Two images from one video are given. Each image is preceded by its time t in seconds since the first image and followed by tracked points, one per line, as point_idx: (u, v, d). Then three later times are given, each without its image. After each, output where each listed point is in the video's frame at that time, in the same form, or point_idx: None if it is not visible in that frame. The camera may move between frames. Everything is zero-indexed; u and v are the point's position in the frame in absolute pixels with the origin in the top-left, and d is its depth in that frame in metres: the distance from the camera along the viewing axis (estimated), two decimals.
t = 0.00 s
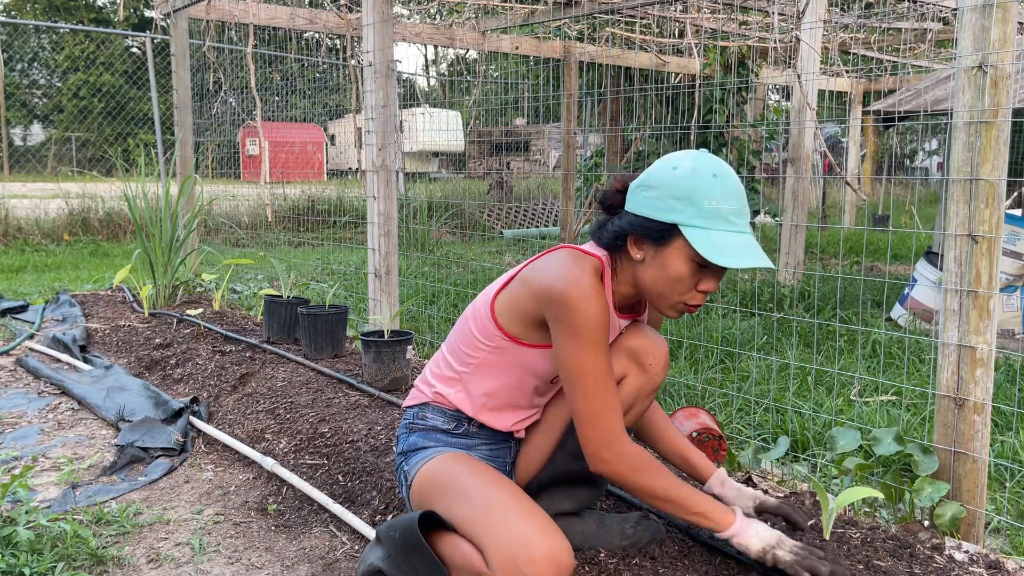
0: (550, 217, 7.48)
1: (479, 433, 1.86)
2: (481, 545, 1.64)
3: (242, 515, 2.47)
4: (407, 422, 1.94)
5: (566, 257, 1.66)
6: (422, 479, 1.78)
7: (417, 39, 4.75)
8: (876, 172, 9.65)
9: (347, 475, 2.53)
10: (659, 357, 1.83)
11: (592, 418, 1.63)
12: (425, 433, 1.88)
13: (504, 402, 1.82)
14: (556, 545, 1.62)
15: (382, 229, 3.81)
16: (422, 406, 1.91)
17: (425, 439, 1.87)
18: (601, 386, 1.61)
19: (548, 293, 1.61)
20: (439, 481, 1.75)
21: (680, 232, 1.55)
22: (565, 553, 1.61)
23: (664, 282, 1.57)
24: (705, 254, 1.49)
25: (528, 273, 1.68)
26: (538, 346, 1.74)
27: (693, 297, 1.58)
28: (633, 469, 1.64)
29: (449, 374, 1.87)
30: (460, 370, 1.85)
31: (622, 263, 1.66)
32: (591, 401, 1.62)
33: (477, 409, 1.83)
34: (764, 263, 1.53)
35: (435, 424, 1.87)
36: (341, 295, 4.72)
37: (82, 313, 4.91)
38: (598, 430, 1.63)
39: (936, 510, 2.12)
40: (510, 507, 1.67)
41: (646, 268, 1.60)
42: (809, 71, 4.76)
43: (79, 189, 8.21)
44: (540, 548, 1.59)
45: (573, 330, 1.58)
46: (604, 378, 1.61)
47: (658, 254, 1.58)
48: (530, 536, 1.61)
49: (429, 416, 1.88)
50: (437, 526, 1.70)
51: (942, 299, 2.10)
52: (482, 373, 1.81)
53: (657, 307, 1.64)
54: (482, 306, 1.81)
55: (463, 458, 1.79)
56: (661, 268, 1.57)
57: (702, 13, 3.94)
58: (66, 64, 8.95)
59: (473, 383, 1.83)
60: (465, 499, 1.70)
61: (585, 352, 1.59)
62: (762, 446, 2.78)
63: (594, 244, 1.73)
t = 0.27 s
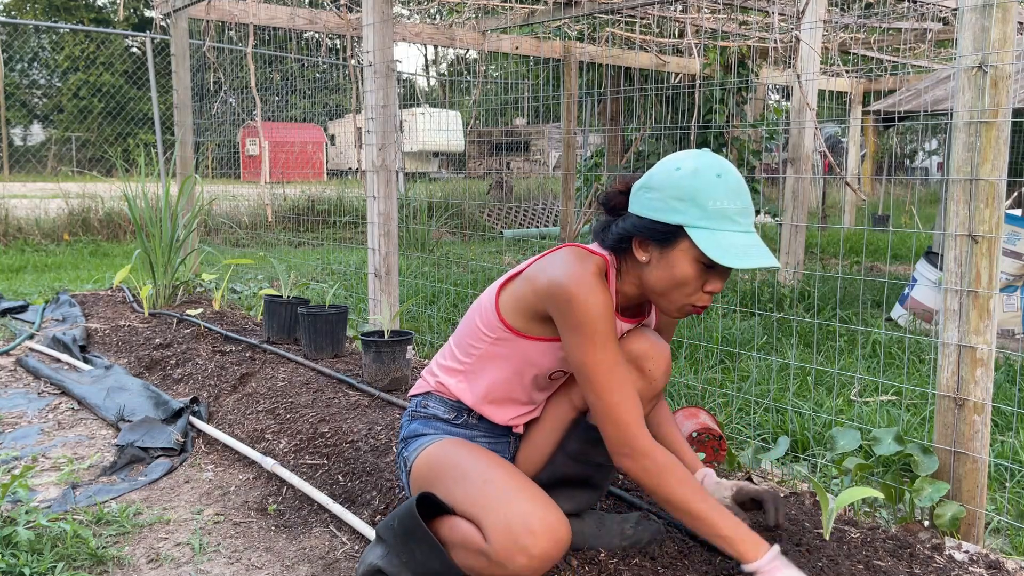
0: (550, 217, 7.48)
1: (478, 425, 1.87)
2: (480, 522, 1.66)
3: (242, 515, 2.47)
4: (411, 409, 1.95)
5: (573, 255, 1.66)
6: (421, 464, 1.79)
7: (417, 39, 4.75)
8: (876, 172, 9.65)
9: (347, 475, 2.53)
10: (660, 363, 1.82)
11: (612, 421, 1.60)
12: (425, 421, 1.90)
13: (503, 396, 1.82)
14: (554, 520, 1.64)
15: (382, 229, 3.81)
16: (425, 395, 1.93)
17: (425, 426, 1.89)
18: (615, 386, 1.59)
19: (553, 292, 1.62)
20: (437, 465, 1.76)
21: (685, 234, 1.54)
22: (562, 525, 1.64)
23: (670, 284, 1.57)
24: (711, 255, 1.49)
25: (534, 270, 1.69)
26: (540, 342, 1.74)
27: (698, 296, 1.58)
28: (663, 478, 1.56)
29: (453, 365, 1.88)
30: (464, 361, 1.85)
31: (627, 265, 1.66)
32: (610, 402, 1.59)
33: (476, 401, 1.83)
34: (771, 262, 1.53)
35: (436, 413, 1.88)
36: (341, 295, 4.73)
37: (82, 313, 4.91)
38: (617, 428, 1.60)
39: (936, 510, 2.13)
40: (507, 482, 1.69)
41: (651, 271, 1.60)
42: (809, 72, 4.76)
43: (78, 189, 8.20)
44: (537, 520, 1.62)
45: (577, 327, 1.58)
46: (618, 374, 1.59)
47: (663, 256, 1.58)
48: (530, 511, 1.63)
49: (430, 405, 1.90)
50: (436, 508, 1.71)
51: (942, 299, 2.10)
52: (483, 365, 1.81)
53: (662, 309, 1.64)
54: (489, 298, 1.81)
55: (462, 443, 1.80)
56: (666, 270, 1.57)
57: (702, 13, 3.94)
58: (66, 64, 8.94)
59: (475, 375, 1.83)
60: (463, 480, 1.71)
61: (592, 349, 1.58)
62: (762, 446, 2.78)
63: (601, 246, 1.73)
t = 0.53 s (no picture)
0: (550, 217, 7.48)
1: (481, 421, 1.88)
2: (471, 504, 1.68)
3: (242, 515, 2.47)
4: (418, 403, 1.97)
5: (579, 257, 1.66)
6: (420, 455, 1.82)
7: (417, 39, 4.75)
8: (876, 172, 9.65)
9: (347, 475, 2.53)
10: (664, 366, 1.81)
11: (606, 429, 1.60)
12: (430, 414, 1.92)
13: (506, 394, 1.82)
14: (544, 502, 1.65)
15: (382, 229, 3.82)
16: (431, 389, 1.95)
17: (428, 420, 1.91)
18: (612, 393, 1.59)
19: (557, 295, 1.62)
20: (432, 455, 1.79)
21: (700, 244, 1.55)
22: (549, 503, 1.65)
23: (683, 294, 1.57)
24: (728, 268, 1.49)
25: (540, 271, 1.69)
26: (544, 343, 1.74)
27: (708, 306, 1.59)
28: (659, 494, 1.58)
29: (459, 360, 1.89)
30: (469, 357, 1.86)
31: (637, 271, 1.66)
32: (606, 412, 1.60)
33: (479, 398, 1.83)
34: (785, 275, 1.54)
35: (440, 407, 1.90)
36: (341, 295, 4.73)
37: (82, 313, 4.91)
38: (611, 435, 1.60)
39: (936, 510, 2.13)
40: (497, 463, 1.71)
41: (662, 279, 1.60)
42: (809, 72, 4.76)
43: (78, 189, 8.20)
44: (522, 496, 1.63)
45: (579, 331, 1.57)
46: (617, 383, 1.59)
47: (676, 265, 1.57)
48: (514, 488, 1.65)
49: (435, 399, 1.92)
50: (431, 496, 1.74)
51: (942, 299, 2.10)
52: (488, 362, 1.82)
53: (670, 316, 1.65)
54: (497, 296, 1.82)
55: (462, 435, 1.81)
56: (678, 279, 1.57)
57: (702, 13, 3.94)
58: (66, 64, 8.93)
59: (479, 372, 1.84)
60: (454, 466, 1.74)
61: (592, 356, 1.58)
62: (762, 446, 2.78)
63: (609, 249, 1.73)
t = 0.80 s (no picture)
0: (550, 217, 7.48)
1: (481, 418, 1.88)
2: (470, 498, 1.69)
3: (242, 515, 2.47)
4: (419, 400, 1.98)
5: (576, 252, 1.67)
6: (420, 451, 1.82)
7: (417, 39, 4.75)
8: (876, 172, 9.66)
9: (347, 475, 2.53)
10: (664, 368, 1.82)
11: (573, 423, 1.62)
12: (431, 412, 1.92)
13: (504, 390, 1.83)
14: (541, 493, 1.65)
15: (382, 229, 3.82)
16: (433, 386, 1.95)
17: (430, 417, 1.91)
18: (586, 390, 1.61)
19: (549, 290, 1.62)
20: (431, 451, 1.79)
21: (702, 244, 1.54)
22: (546, 494, 1.65)
23: (686, 293, 1.57)
24: (731, 267, 1.49)
25: (537, 267, 1.69)
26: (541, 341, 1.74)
27: (711, 306, 1.58)
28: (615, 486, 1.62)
29: (460, 357, 1.90)
30: (470, 354, 1.87)
31: (640, 270, 1.66)
32: (576, 407, 1.62)
33: (479, 394, 1.84)
34: (787, 275, 1.54)
35: (441, 405, 1.90)
36: (341, 295, 4.73)
37: (82, 313, 4.91)
38: (580, 429, 1.62)
39: (936, 510, 2.13)
40: (495, 456, 1.72)
41: (664, 278, 1.60)
42: (809, 72, 4.76)
43: (78, 189, 8.20)
44: (519, 490, 1.64)
45: (564, 327, 1.58)
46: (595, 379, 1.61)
47: (678, 265, 1.57)
48: (511, 481, 1.65)
49: (437, 397, 1.92)
50: (429, 491, 1.74)
51: (942, 299, 2.10)
52: (487, 359, 1.82)
53: (672, 315, 1.65)
54: (498, 293, 1.83)
55: (462, 431, 1.81)
56: (680, 278, 1.57)
57: (702, 13, 3.94)
58: (66, 64, 8.93)
59: (479, 368, 1.84)
60: (454, 461, 1.74)
61: (577, 350, 1.59)
62: (762, 446, 2.78)
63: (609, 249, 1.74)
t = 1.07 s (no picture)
0: (550, 217, 7.47)
1: (480, 418, 1.89)
2: (466, 494, 1.69)
3: (242, 515, 2.47)
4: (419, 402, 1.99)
5: (574, 249, 1.67)
6: (419, 450, 1.83)
7: (417, 39, 4.75)
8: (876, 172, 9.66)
9: (347, 475, 2.53)
10: (663, 367, 1.82)
11: (567, 410, 1.63)
12: (431, 412, 1.93)
13: (503, 390, 1.83)
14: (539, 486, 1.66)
15: (382, 229, 3.82)
16: (432, 386, 1.96)
17: (429, 417, 1.92)
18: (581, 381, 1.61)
19: (547, 286, 1.62)
20: (430, 450, 1.80)
21: (704, 246, 1.54)
22: (543, 488, 1.65)
23: (687, 295, 1.57)
24: (734, 270, 1.49)
25: (537, 264, 1.69)
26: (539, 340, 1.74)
27: (712, 307, 1.59)
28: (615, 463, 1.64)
29: (458, 357, 1.90)
30: (468, 354, 1.87)
31: (642, 271, 1.66)
32: (568, 398, 1.62)
33: (477, 394, 1.84)
34: (787, 276, 1.55)
35: (440, 405, 1.91)
36: (341, 295, 4.73)
37: (82, 313, 4.91)
38: (574, 418, 1.63)
39: (936, 510, 2.13)
40: (492, 452, 1.72)
41: (666, 280, 1.60)
42: (809, 72, 4.76)
43: (78, 189, 8.20)
44: (515, 483, 1.64)
45: (561, 321, 1.58)
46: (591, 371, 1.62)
47: (680, 267, 1.57)
48: (508, 475, 1.65)
49: (436, 397, 1.93)
50: (426, 489, 1.74)
51: (942, 299, 2.10)
52: (486, 358, 1.82)
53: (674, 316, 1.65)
54: (497, 292, 1.83)
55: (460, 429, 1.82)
56: (682, 280, 1.58)
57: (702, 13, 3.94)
58: (66, 64, 8.93)
59: (476, 368, 1.85)
60: (452, 457, 1.75)
61: (573, 344, 1.59)
62: (762, 446, 2.78)
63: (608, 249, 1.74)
